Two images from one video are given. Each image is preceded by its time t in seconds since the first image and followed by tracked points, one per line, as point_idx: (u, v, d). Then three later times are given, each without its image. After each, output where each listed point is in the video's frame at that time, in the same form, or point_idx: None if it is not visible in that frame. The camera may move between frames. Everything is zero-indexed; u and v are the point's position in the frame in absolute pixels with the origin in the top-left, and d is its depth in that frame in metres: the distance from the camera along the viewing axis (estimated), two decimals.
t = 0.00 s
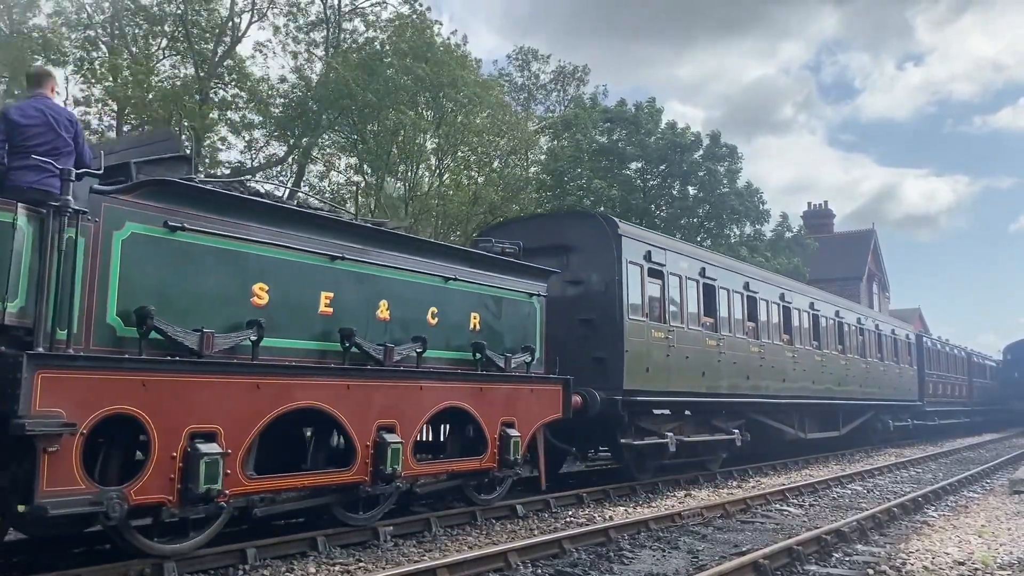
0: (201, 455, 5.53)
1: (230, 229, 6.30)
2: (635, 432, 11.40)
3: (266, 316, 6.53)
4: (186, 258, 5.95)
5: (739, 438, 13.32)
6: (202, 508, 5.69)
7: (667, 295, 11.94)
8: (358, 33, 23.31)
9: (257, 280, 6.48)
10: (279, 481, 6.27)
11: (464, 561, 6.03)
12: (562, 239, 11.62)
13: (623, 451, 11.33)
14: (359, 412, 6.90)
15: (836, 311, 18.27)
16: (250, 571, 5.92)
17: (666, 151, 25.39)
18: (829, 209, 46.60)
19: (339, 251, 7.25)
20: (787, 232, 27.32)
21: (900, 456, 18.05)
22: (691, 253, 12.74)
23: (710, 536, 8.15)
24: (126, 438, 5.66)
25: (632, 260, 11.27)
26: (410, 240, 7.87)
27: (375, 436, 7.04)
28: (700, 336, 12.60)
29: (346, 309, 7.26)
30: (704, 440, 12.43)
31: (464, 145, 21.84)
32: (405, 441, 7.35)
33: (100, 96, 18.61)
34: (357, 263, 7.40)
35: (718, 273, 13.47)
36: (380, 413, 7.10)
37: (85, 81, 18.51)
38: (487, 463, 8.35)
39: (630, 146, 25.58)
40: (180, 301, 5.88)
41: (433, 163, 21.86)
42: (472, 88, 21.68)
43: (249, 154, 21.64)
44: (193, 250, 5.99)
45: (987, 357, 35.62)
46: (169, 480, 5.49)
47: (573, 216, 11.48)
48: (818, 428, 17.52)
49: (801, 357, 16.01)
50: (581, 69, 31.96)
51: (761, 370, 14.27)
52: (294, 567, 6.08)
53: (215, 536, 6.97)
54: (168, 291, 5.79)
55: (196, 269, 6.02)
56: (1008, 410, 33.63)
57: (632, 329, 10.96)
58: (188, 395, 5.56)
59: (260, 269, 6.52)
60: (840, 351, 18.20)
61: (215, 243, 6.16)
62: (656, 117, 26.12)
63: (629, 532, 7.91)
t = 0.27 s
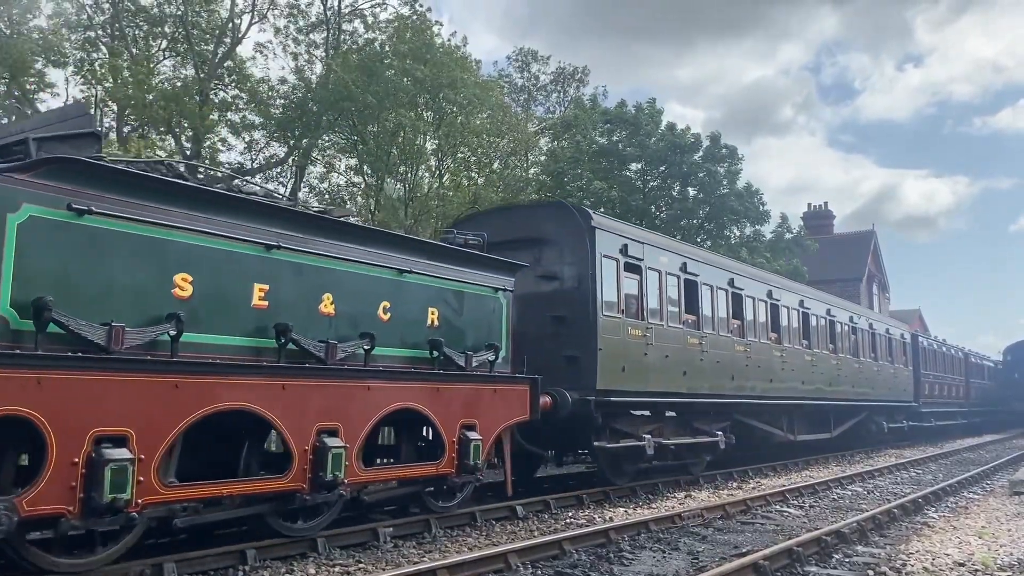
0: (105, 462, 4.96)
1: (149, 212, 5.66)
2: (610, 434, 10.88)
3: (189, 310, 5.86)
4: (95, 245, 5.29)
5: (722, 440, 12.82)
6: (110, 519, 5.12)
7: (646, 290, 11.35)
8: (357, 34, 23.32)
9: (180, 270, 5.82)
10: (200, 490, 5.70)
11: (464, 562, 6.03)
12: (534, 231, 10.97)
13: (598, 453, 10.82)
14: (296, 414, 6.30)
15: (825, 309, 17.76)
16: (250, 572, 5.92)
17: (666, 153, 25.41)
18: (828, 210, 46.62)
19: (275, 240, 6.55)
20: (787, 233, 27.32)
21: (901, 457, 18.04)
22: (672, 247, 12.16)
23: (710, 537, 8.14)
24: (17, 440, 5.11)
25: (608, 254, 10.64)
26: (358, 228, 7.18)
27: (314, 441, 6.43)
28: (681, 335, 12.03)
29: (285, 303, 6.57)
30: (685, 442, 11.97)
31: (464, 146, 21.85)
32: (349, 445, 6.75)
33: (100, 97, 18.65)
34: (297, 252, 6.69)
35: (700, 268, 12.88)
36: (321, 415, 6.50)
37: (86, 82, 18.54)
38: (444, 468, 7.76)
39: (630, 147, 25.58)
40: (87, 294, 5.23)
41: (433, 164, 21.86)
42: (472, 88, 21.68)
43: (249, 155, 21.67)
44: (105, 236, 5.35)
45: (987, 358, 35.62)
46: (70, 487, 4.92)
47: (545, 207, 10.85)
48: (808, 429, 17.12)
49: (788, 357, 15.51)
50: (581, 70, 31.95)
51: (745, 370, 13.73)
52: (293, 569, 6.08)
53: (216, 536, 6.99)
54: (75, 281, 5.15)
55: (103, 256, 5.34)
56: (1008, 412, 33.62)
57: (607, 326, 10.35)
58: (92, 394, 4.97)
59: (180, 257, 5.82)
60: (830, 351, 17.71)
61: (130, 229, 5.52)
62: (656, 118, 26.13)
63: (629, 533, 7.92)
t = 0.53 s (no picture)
0: None
1: (57, 193, 5.17)
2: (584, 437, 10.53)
3: (101, 301, 5.38)
4: None
5: (704, 442, 12.40)
6: None
7: (622, 286, 10.88)
8: (357, 35, 23.33)
9: (90, 257, 5.32)
10: (110, 499, 5.26)
11: (464, 563, 6.02)
12: (502, 224, 10.55)
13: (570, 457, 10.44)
14: (223, 416, 5.88)
15: (817, 307, 17.25)
16: (251, 573, 5.92)
17: (667, 154, 25.42)
18: (829, 211, 46.59)
19: (200, 227, 6.08)
20: (787, 234, 27.32)
21: (901, 458, 18.05)
22: (651, 241, 11.68)
23: (710, 537, 8.14)
24: None
25: (580, 247, 10.19)
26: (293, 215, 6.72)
27: (243, 445, 6.02)
28: (660, 332, 11.55)
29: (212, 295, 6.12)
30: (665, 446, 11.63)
31: (465, 147, 22.03)
32: (284, 450, 6.34)
33: (101, 98, 18.65)
34: (225, 241, 6.23)
35: (681, 263, 12.38)
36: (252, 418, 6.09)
37: (86, 83, 18.57)
38: (395, 474, 7.35)
39: (630, 148, 25.59)
40: None
41: (434, 165, 21.87)
42: (472, 90, 21.68)
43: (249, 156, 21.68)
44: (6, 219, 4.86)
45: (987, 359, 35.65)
46: None
47: (513, 198, 10.44)
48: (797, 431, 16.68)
49: (777, 356, 15.01)
50: (581, 71, 31.96)
51: (729, 369, 13.25)
52: (294, 570, 6.09)
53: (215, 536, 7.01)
54: None
55: (6, 241, 4.86)
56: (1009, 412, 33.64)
57: (577, 323, 9.90)
58: (9, 395, 4.67)
59: (93, 245, 5.34)
60: (822, 350, 17.23)
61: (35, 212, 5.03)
62: (656, 119, 26.14)
63: (629, 534, 7.91)
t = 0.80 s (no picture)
0: None
1: None
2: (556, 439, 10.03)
3: None
4: None
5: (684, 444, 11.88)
6: None
7: (596, 281, 10.33)
8: (357, 37, 23.35)
9: None
10: (3, 509, 4.62)
11: (464, 564, 6.01)
12: (468, 214, 9.91)
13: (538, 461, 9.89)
14: (134, 416, 5.22)
15: (807, 304, 16.73)
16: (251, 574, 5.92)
17: (667, 155, 25.43)
18: (828, 211, 46.56)
19: (111, 208, 5.40)
20: (787, 234, 27.32)
21: (901, 458, 18.05)
22: (628, 234, 11.14)
23: (710, 539, 8.14)
24: None
25: (550, 239, 9.61)
26: (250, 205, 6.28)
27: None
28: (637, 329, 11.00)
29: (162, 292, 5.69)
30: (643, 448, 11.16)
31: (465, 148, 22.08)
32: (206, 454, 5.69)
33: (100, 99, 18.67)
34: (141, 224, 5.56)
35: (660, 257, 11.84)
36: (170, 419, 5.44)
37: (86, 85, 18.60)
38: (337, 482, 6.67)
39: (630, 149, 25.61)
40: None
41: (434, 166, 21.89)
42: (472, 91, 21.68)
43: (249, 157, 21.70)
44: None
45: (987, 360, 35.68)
46: None
47: (479, 186, 9.82)
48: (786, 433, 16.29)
49: (764, 356, 14.48)
50: (581, 72, 31.96)
51: (712, 369, 12.75)
52: (294, 571, 6.09)
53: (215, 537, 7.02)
54: None
55: None
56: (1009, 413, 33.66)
57: (545, 319, 9.29)
58: None
59: (30, 233, 4.88)
60: (813, 349, 16.73)
61: None
62: (656, 121, 26.16)
63: (629, 535, 7.91)
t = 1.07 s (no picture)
0: None
1: None
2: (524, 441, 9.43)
3: None
4: None
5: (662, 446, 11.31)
6: None
7: (566, 275, 9.77)
8: (358, 38, 23.36)
9: None
10: None
11: (464, 566, 6.01)
12: (430, 203, 9.33)
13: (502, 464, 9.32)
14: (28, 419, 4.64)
15: (797, 302, 16.14)
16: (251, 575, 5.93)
17: (667, 156, 25.43)
18: (828, 213, 46.50)
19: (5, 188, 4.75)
20: (787, 235, 27.32)
21: (901, 459, 18.05)
22: (602, 226, 10.57)
23: (710, 540, 8.13)
24: None
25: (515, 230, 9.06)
26: (168, 186, 5.65)
27: None
28: (612, 326, 10.44)
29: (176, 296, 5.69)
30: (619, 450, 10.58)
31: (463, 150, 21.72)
32: (113, 460, 5.11)
33: (101, 101, 18.68)
34: (43, 207, 4.92)
35: (637, 251, 11.26)
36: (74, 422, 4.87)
37: (85, 85, 18.64)
38: (269, 489, 6.10)
39: (630, 150, 25.62)
40: None
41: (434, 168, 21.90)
42: (473, 93, 21.69)
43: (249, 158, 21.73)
44: None
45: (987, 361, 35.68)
46: None
47: (442, 174, 9.24)
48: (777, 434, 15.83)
49: (750, 356, 13.90)
50: (581, 73, 31.98)
51: (693, 369, 12.19)
52: (294, 572, 6.09)
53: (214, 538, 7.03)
54: None
55: None
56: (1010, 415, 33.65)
57: (508, 315, 8.73)
58: None
59: (29, 241, 4.83)
60: (804, 349, 16.19)
61: None
62: (656, 122, 26.17)
63: (629, 537, 7.90)
